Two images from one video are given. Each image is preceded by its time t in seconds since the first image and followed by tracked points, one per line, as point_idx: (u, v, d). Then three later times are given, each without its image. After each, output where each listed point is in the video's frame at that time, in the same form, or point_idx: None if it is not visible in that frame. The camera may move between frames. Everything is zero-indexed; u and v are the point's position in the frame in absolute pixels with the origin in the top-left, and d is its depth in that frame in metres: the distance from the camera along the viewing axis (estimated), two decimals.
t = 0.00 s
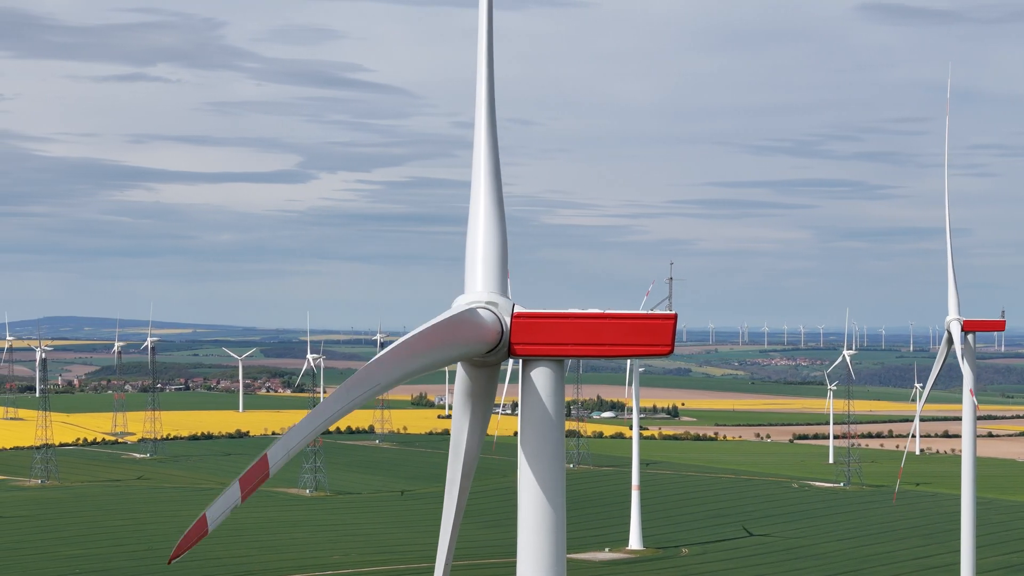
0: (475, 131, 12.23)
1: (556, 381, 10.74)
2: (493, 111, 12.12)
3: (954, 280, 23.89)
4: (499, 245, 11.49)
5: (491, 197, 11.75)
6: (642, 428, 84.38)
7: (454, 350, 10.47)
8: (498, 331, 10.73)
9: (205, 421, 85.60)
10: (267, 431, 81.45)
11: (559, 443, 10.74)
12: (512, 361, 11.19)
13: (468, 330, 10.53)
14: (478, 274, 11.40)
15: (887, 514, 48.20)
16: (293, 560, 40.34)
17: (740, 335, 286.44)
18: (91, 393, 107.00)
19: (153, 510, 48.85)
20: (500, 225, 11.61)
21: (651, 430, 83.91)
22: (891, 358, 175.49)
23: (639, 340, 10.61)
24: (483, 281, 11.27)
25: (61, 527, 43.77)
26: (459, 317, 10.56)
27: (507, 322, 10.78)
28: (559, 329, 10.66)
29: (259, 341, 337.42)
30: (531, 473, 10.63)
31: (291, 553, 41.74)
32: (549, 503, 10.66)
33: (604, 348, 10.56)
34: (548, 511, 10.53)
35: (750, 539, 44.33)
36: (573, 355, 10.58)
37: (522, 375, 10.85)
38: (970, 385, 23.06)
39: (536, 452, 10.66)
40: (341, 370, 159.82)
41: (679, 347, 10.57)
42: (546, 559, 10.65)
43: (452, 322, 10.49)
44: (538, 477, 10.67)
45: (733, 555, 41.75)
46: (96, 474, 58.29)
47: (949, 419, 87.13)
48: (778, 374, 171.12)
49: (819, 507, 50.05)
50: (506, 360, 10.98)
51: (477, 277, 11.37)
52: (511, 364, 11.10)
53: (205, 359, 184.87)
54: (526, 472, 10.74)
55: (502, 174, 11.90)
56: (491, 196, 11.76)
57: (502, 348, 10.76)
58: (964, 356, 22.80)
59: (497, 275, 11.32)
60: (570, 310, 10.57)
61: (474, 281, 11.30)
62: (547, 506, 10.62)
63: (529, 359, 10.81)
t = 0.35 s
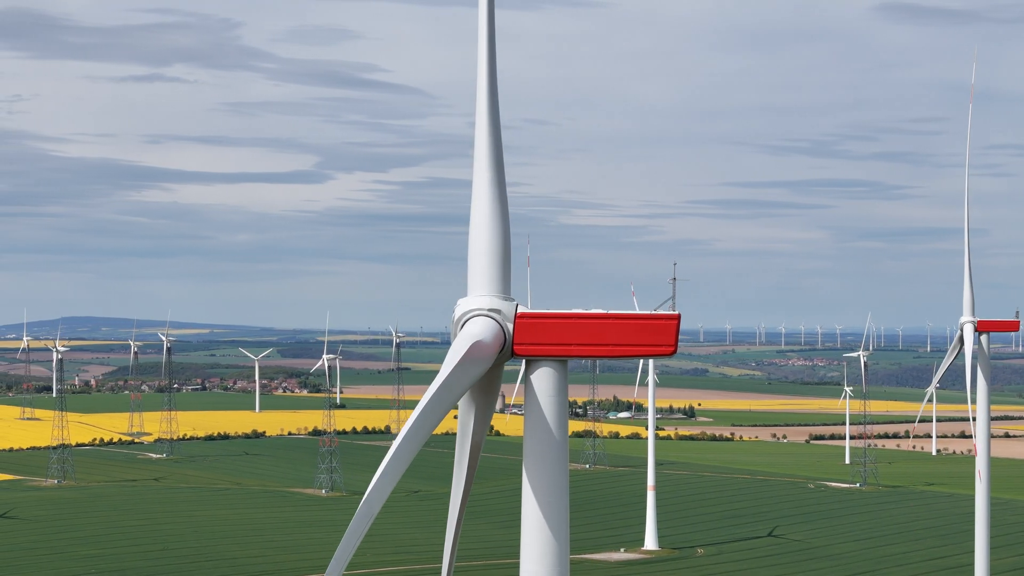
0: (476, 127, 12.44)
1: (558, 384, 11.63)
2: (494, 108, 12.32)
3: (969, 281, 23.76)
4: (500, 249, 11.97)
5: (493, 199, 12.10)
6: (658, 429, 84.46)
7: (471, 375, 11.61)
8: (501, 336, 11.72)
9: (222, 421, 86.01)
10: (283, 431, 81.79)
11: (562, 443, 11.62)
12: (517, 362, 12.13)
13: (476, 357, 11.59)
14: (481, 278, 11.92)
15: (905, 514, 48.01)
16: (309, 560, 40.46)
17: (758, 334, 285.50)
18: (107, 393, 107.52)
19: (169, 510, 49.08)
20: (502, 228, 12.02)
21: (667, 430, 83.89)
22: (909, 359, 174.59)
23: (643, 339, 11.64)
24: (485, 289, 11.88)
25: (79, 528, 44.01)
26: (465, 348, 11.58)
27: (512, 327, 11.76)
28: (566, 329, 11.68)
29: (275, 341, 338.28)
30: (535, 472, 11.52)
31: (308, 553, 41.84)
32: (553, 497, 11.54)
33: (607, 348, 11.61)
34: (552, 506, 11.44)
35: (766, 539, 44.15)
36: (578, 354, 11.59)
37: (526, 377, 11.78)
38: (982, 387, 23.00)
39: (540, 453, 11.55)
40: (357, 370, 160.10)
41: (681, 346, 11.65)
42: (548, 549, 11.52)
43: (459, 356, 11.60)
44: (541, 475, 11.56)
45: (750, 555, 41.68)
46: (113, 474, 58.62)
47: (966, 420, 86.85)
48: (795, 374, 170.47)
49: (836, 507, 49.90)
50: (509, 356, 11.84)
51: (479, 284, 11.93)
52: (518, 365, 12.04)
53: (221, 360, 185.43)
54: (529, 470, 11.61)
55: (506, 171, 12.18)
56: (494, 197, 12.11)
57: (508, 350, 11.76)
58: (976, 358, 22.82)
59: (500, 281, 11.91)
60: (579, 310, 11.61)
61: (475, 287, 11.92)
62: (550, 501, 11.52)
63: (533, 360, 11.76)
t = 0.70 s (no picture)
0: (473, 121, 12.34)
1: (559, 383, 11.77)
2: (490, 103, 12.19)
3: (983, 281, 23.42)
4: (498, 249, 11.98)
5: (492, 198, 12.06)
6: (672, 429, 84.31)
7: (483, 384, 11.70)
8: (502, 342, 11.89)
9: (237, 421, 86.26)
10: (297, 431, 81.95)
11: (563, 443, 11.77)
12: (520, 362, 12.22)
13: (484, 365, 11.73)
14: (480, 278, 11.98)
15: (921, 514, 47.79)
16: (322, 560, 40.52)
17: (773, 334, 284.84)
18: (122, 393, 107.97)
19: (182, 510, 49.19)
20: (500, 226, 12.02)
21: (682, 430, 83.69)
22: (925, 359, 173.82)
23: (646, 340, 11.70)
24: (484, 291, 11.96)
25: (92, 528, 44.20)
26: (471, 359, 11.71)
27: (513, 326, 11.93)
28: (568, 329, 11.81)
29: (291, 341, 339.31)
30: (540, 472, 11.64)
31: (321, 553, 41.92)
32: (557, 498, 11.68)
33: (609, 349, 11.70)
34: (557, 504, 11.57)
35: (780, 540, 43.94)
36: (578, 354, 11.72)
37: (530, 376, 11.91)
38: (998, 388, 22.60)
39: (544, 455, 11.65)
40: (371, 370, 160.36)
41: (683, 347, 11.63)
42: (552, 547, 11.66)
43: (467, 368, 11.70)
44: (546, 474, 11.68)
45: (764, 555, 41.53)
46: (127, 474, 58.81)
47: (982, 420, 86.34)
48: (810, 374, 169.91)
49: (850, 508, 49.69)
50: (508, 353, 11.96)
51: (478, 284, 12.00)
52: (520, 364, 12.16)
53: (237, 360, 186.10)
54: (533, 470, 11.71)
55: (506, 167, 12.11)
56: (491, 194, 12.08)
57: (510, 349, 11.93)
58: (991, 358, 22.49)
59: (499, 281, 11.96)
60: (579, 311, 11.73)
61: (475, 288, 12.01)
62: (555, 499, 11.66)
63: (535, 359, 11.92)
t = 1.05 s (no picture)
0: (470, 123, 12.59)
1: (561, 382, 12.41)
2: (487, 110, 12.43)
3: (996, 280, 23.15)
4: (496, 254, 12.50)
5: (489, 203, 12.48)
6: (687, 428, 84.20)
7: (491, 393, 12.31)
8: (503, 349, 12.53)
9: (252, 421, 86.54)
10: (313, 431, 82.15)
11: (568, 441, 12.37)
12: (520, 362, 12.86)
13: (490, 375, 12.35)
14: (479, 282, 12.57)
15: (937, 514, 47.58)
16: (338, 560, 40.60)
17: (789, 333, 283.74)
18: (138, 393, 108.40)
19: (197, 510, 49.36)
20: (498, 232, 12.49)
21: (696, 430, 83.58)
22: (941, 359, 173.03)
23: (648, 340, 12.36)
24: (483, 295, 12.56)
25: (110, 527, 44.45)
26: (476, 368, 12.32)
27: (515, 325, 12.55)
28: (569, 329, 12.45)
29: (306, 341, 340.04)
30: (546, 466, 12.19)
31: (336, 553, 41.98)
32: (561, 494, 12.18)
33: (611, 347, 12.37)
34: (563, 498, 12.10)
35: (795, 540, 43.83)
36: (581, 353, 12.35)
37: (532, 375, 12.51)
38: (1010, 390, 22.47)
39: (549, 450, 12.24)
40: (386, 370, 160.59)
41: (685, 347, 12.35)
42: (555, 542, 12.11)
43: (473, 378, 12.31)
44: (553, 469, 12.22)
45: (780, 555, 41.38)
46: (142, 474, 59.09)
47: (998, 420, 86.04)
48: (826, 375, 169.43)
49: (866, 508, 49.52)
50: (511, 356, 12.61)
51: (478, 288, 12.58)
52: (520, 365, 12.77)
53: (252, 360, 186.57)
54: (536, 467, 12.26)
55: (505, 171, 12.46)
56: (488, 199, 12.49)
57: (513, 348, 12.53)
58: (1005, 361, 22.29)
59: (499, 285, 12.52)
60: (582, 312, 12.36)
61: (475, 293, 12.60)
62: (560, 495, 12.17)
63: (538, 359, 12.51)
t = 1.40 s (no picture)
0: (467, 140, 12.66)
1: (563, 382, 12.81)
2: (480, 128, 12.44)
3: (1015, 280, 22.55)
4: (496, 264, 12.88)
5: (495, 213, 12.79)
6: (702, 428, 83.79)
7: (495, 402, 12.86)
8: (503, 353, 13.00)
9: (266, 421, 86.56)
10: (328, 431, 82.11)
11: (570, 443, 12.77)
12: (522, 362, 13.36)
13: (491, 383, 12.86)
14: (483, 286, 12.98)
15: (953, 514, 47.27)
16: (351, 560, 40.54)
17: (805, 332, 282.33)
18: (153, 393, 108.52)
19: (212, 510, 49.36)
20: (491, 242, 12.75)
21: (712, 430, 83.18)
22: (958, 359, 171.95)
23: (650, 339, 12.72)
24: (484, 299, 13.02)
25: (124, 527, 44.52)
26: (477, 379, 12.86)
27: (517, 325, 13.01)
28: (572, 328, 12.89)
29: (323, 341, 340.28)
30: (548, 470, 12.66)
31: (349, 553, 41.94)
32: (563, 496, 12.65)
33: (612, 347, 12.72)
34: (564, 501, 12.58)
35: (809, 540, 43.60)
36: (583, 353, 12.79)
37: (534, 375, 12.96)
38: None
39: (550, 452, 12.69)
40: (401, 369, 160.38)
41: (686, 346, 12.66)
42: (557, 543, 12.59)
43: (475, 389, 12.87)
44: (555, 472, 12.68)
45: (795, 555, 41.17)
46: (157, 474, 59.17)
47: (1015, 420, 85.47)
48: (842, 374, 168.54)
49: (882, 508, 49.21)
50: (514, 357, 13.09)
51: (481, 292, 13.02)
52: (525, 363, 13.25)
53: (268, 360, 186.56)
54: (539, 470, 12.74)
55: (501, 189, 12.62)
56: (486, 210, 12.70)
57: (514, 348, 13.01)
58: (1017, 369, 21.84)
59: (498, 292, 12.90)
60: (583, 311, 12.80)
61: (475, 299, 13.01)
62: (562, 497, 12.64)
63: (540, 359, 12.97)
